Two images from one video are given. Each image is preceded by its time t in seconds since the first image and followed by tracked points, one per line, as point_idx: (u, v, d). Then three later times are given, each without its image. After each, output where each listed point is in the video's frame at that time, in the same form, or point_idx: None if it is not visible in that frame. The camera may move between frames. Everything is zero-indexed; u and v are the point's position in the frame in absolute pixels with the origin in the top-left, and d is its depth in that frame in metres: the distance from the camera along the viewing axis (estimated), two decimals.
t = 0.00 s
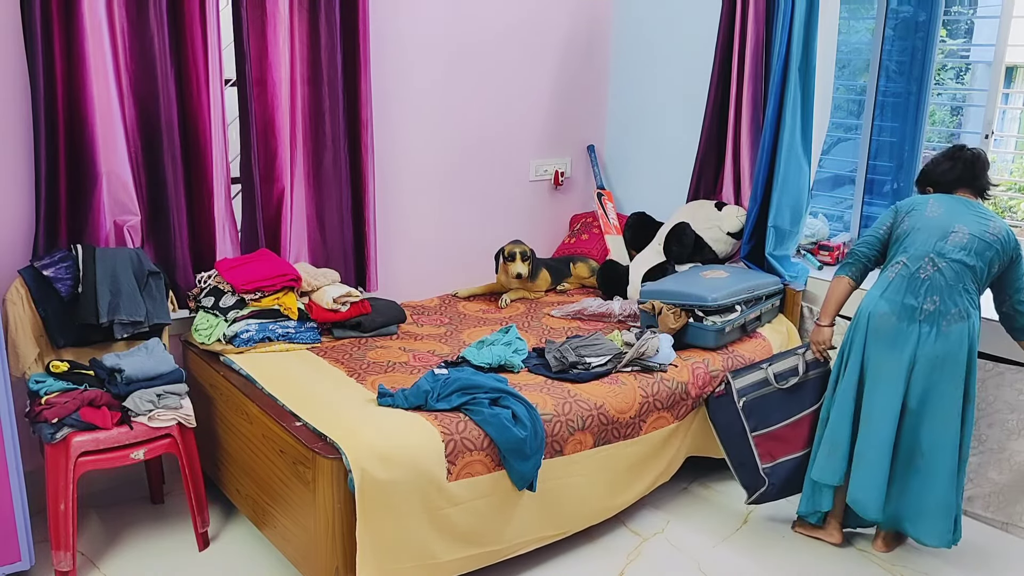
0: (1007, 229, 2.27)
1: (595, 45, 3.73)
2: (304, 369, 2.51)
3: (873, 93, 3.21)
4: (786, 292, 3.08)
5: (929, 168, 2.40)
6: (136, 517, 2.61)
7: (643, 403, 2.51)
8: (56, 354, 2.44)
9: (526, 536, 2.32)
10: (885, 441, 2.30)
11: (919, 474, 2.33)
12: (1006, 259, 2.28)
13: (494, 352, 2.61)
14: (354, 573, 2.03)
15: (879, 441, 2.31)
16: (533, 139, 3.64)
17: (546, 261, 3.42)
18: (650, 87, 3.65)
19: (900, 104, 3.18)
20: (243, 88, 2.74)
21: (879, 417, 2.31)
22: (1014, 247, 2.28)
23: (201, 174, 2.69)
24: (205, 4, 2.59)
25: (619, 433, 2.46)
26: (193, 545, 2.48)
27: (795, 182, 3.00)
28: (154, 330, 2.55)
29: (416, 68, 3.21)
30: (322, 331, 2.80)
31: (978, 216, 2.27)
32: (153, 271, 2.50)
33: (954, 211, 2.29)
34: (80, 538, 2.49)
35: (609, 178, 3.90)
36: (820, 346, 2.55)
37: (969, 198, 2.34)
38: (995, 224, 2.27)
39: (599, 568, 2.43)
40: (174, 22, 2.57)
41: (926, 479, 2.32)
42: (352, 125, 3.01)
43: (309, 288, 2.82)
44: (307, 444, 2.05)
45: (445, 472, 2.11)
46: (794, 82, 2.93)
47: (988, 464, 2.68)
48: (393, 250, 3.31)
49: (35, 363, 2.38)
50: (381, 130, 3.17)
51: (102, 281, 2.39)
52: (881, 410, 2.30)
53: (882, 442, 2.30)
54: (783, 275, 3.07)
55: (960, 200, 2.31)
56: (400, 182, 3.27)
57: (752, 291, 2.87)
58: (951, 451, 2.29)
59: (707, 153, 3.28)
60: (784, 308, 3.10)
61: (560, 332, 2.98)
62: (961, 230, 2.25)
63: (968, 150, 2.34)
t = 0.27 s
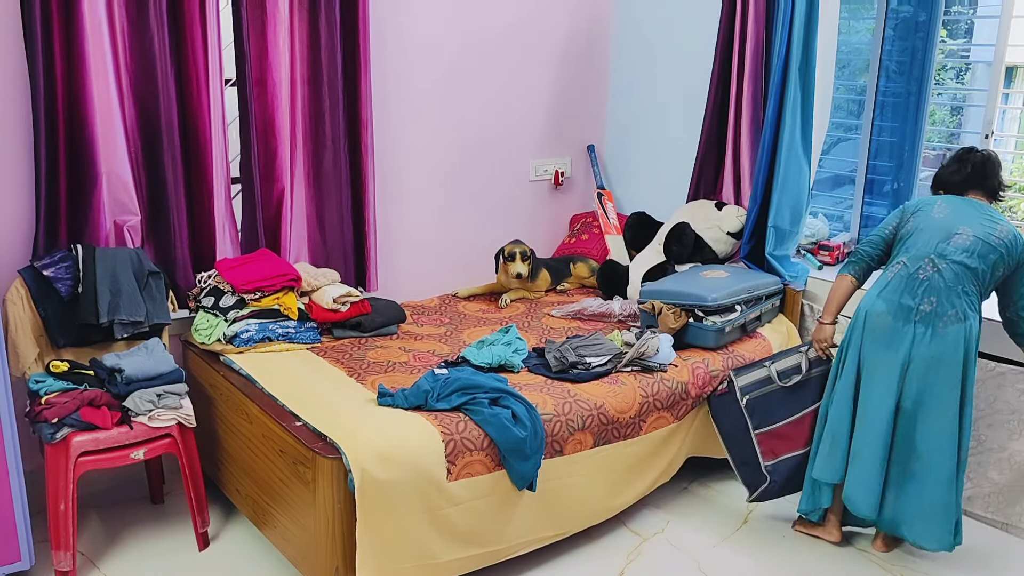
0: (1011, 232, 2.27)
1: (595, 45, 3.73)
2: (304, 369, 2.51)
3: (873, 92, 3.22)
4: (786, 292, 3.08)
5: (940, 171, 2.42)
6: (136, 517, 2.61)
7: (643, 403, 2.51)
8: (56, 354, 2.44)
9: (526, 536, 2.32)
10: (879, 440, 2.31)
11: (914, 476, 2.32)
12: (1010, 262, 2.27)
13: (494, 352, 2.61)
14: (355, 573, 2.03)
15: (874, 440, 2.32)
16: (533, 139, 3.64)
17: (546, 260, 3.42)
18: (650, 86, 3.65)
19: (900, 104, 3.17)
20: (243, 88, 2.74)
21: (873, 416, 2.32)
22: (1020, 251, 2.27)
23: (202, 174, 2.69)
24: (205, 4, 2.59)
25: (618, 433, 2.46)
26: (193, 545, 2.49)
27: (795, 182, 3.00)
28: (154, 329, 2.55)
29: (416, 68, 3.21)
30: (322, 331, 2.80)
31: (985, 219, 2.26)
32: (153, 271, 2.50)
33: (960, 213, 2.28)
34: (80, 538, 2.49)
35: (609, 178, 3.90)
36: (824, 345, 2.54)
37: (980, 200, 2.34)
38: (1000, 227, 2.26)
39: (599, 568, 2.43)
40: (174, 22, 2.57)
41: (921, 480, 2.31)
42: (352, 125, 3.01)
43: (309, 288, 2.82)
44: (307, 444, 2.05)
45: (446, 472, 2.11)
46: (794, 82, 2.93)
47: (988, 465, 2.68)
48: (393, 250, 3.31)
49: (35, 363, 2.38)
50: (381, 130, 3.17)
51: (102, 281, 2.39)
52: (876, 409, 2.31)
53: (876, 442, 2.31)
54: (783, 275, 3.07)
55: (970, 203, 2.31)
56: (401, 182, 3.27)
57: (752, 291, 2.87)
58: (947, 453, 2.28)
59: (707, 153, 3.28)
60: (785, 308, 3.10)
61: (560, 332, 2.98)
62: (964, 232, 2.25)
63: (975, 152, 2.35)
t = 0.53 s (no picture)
0: (999, 222, 2.30)
1: (595, 45, 3.73)
2: (304, 369, 2.51)
3: (873, 92, 3.22)
4: (786, 292, 3.08)
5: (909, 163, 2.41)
6: (136, 517, 2.61)
7: (642, 403, 2.51)
8: (56, 354, 2.44)
9: (526, 536, 2.32)
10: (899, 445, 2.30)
11: (930, 479, 2.33)
12: (1002, 252, 2.30)
13: (494, 352, 2.61)
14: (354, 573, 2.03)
15: (891, 446, 2.31)
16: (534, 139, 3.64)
17: (546, 260, 3.42)
18: (650, 87, 3.65)
19: (900, 104, 3.18)
20: (243, 88, 2.74)
21: (890, 421, 2.30)
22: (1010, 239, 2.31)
23: (202, 174, 2.69)
24: (205, 4, 2.59)
25: (618, 433, 2.46)
26: (193, 545, 2.49)
27: (795, 182, 3.00)
28: (154, 329, 2.55)
29: (416, 68, 3.21)
30: (322, 331, 2.80)
31: (974, 211, 2.27)
32: (153, 271, 2.50)
33: (952, 208, 2.28)
34: (80, 538, 2.49)
35: (609, 178, 3.90)
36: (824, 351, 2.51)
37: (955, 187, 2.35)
38: (989, 218, 2.28)
39: (599, 568, 2.43)
40: (173, 22, 2.57)
41: (939, 482, 2.32)
42: (352, 125, 3.01)
43: (309, 288, 2.82)
44: (307, 444, 2.05)
45: (445, 472, 2.11)
46: (794, 82, 2.93)
47: (988, 465, 2.68)
48: (394, 251, 3.31)
49: (35, 363, 2.38)
50: (381, 130, 3.17)
51: (102, 281, 2.39)
52: (894, 415, 2.30)
53: (894, 447, 2.30)
54: (783, 275, 3.06)
55: (954, 193, 2.31)
56: (401, 182, 3.27)
57: (752, 291, 2.87)
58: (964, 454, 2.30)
59: (706, 153, 3.28)
60: (784, 308, 3.10)
61: (560, 332, 2.98)
62: (961, 229, 2.25)
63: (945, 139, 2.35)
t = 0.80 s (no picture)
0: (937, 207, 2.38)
1: (595, 45, 3.73)
2: (304, 369, 2.51)
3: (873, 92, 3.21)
4: (786, 292, 3.08)
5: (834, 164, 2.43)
6: (136, 518, 2.61)
7: (642, 403, 2.51)
8: (56, 354, 2.44)
9: (526, 536, 2.32)
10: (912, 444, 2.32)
11: (939, 471, 2.37)
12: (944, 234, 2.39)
13: (494, 352, 2.61)
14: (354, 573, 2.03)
15: (905, 445, 2.32)
16: (534, 140, 3.64)
17: (546, 260, 3.42)
18: (650, 87, 3.65)
19: (900, 104, 3.15)
20: (243, 88, 2.74)
21: (900, 422, 2.32)
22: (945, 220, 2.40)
23: (201, 174, 2.69)
24: (205, 4, 2.59)
25: (618, 433, 2.46)
26: (193, 545, 2.49)
27: (795, 182, 3.01)
28: (154, 330, 2.55)
29: (416, 68, 3.21)
30: (322, 331, 2.80)
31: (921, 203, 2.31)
32: (153, 271, 2.50)
33: (907, 206, 2.30)
34: (80, 538, 2.49)
35: (609, 178, 3.90)
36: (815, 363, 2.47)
37: (885, 180, 2.39)
38: (932, 205, 2.34)
39: (599, 568, 2.43)
40: (173, 22, 2.57)
41: (947, 472, 2.37)
42: (352, 125, 3.01)
43: (309, 288, 2.82)
44: (307, 444, 2.05)
45: (445, 472, 2.11)
46: (794, 82, 2.93)
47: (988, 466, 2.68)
48: (394, 250, 3.31)
49: (35, 363, 2.38)
50: (381, 130, 3.17)
51: (102, 281, 2.39)
52: (903, 416, 2.31)
53: (908, 446, 2.32)
54: (783, 275, 3.07)
55: (895, 186, 2.34)
56: (401, 182, 3.27)
57: (752, 291, 2.87)
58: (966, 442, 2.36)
59: (706, 153, 3.28)
60: (784, 308, 3.10)
61: (560, 332, 2.98)
62: (922, 223, 2.29)
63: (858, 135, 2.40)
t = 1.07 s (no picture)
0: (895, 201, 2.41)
1: (595, 45, 3.73)
2: (304, 369, 2.51)
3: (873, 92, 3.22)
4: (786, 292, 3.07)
5: (787, 165, 2.46)
6: (137, 518, 2.61)
7: (643, 403, 2.51)
8: (56, 354, 2.43)
9: (526, 536, 2.32)
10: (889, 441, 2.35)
11: (915, 464, 2.41)
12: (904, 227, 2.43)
13: (494, 352, 2.61)
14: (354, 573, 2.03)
15: (882, 443, 2.36)
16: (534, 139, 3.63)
17: (547, 260, 3.42)
18: (650, 87, 3.65)
19: (900, 103, 3.15)
20: (243, 88, 2.73)
21: (878, 420, 2.35)
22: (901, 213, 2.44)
23: (202, 174, 2.69)
24: (205, 4, 2.59)
25: (619, 433, 2.46)
26: (193, 545, 2.49)
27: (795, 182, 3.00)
28: (154, 330, 2.55)
29: (416, 68, 3.21)
30: (322, 331, 2.80)
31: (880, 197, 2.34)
32: (153, 271, 2.50)
33: (871, 203, 2.32)
34: (80, 538, 2.49)
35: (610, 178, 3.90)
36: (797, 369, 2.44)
37: (841, 176, 2.41)
38: (892, 200, 2.37)
39: (599, 568, 2.43)
40: (173, 22, 2.57)
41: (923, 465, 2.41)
42: (352, 125, 3.01)
43: (309, 288, 2.82)
44: (307, 444, 2.05)
45: (446, 472, 2.11)
46: (794, 83, 2.93)
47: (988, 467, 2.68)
48: (394, 250, 3.31)
49: (35, 363, 2.38)
50: (381, 130, 3.17)
51: (102, 281, 2.38)
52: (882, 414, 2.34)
53: (886, 443, 2.35)
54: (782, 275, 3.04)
55: (854, 182, 2.36)
56: (401, 182, 3.27)
57: (752, 291, 2.87)
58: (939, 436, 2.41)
59: (707, 153, 3.28)
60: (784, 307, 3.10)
61: (560, 332, 2.98)
62: (885, 219, 2.31)
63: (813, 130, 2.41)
